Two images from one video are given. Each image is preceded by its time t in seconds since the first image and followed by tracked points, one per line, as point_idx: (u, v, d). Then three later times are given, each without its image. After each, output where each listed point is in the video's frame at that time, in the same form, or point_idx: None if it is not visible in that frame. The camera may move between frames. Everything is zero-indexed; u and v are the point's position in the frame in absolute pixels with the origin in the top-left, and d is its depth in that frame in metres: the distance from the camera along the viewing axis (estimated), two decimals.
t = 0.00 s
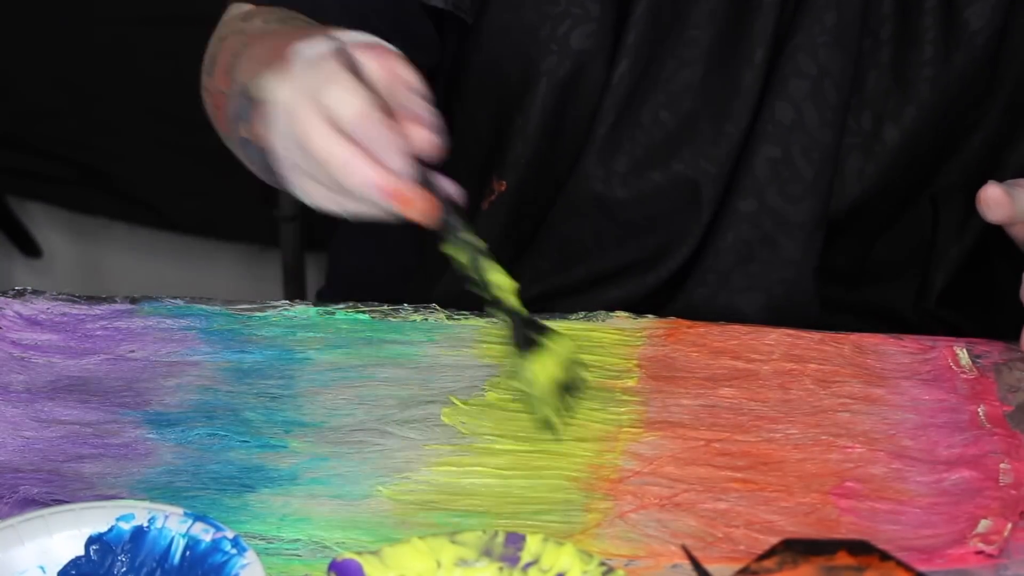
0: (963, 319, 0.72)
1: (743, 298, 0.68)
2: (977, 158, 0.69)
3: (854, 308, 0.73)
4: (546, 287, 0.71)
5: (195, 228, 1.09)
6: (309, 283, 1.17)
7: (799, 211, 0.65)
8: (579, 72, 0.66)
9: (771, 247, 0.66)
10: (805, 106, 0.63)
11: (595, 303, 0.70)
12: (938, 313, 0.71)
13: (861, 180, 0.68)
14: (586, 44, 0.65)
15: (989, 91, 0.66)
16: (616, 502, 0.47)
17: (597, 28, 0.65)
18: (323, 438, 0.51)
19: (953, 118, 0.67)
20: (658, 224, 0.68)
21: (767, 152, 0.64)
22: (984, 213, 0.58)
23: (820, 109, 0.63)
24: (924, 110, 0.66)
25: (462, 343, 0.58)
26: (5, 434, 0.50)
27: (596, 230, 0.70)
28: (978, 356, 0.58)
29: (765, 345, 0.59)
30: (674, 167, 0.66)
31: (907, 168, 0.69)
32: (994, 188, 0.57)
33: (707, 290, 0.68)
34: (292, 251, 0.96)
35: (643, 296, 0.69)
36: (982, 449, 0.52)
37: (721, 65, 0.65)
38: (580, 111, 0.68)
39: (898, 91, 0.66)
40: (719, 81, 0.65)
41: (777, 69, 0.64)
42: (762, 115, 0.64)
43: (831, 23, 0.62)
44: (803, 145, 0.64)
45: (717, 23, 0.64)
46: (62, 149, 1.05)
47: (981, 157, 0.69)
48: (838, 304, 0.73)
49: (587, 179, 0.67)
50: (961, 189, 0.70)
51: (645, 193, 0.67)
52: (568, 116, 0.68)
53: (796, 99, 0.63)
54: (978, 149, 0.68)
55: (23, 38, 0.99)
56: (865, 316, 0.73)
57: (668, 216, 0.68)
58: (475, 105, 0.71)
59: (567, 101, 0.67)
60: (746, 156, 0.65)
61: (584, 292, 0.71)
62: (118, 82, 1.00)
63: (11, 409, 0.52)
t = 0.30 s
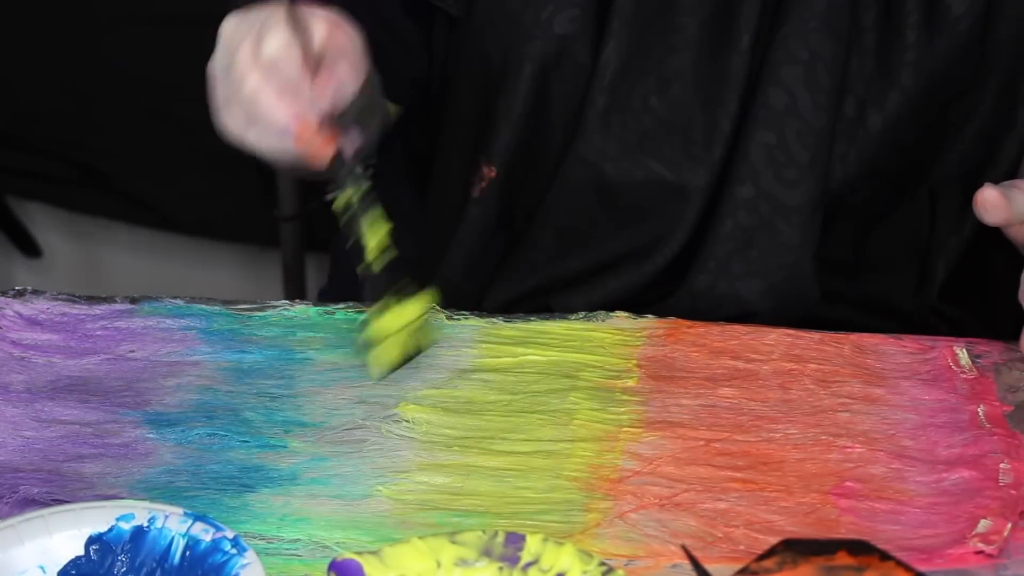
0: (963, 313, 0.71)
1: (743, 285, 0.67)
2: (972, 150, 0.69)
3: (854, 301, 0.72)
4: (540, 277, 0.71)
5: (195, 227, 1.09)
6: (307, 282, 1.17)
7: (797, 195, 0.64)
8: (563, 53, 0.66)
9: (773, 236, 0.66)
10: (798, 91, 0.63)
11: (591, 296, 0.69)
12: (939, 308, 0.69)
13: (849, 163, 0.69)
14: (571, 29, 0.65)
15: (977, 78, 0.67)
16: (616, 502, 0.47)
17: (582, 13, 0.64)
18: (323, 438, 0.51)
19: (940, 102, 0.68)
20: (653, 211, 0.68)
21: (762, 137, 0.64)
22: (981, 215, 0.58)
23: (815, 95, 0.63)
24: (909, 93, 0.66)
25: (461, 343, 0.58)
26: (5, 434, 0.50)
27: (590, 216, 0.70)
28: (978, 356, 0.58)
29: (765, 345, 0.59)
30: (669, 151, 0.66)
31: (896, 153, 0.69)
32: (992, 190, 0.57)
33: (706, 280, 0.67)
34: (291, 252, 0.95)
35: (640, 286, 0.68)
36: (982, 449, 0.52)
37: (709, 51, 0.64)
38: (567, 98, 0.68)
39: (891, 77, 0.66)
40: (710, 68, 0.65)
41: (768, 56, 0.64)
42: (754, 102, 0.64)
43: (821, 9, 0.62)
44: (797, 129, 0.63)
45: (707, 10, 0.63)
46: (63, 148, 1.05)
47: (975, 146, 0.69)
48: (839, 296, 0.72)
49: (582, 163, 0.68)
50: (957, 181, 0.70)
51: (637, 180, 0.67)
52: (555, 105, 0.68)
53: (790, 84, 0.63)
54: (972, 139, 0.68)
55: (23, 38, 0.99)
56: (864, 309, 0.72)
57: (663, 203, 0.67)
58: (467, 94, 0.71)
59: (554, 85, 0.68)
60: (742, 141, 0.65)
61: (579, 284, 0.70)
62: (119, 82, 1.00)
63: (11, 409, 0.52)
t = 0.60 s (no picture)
0: (964, 310, 0.70)
1: (743, 280, 0.67)
2: (974, 146, 0.69)
3: (854, 300, 0.72)
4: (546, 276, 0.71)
5: (195, 227, 1.09)
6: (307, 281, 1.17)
7: (797, 191, 0.65)
8: (571, 59, 0.65)
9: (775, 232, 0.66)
10: (801, 87, 0.63)
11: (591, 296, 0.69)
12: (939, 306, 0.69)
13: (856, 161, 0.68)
14: (578, 30, 0.64)
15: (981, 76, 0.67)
16: (616, 502, 0.47)
17: (591, 13, 0.64)
18: (323, 438, 0.51)
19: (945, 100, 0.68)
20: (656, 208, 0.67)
21: (765, 132, 0.64)
22: (982, 215, 0.58)
23: (817, 91, 0.63)
24: (916, 90, 0.66)
25: (460, 342, 0.58)
26: (5, 434, 0.50)
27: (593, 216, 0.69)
28: (978, 356, 0.58)
29: (765, 345, 0.59)
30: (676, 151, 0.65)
31: (901, 148, 0.69)
32: (993, 188, 0.57)
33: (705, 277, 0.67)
34: (291, 250, 0.96)
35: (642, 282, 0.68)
36: (982, 449, 0.52)
37: (714, 48, 0.65)
38: (573, 98, 0.67)
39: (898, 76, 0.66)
40: (714, 65, 0.65)
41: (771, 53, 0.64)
42: (758, 98, 0.64)
43: (824, 5, 0.62)
44: (799, 124, 0.63)
45: (710, 6, 0.64)
46: (63, 148, 1.05)
47: (978, 144, 0.68)
48: (839, 294, 0.73)
49: (583, 162, 0.66)
50: (960, 181, 0.69)
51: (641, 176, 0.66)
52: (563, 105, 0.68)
53: (793, 80, 0.63)
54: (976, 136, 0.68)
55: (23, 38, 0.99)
56: (866, 307, 0.72)
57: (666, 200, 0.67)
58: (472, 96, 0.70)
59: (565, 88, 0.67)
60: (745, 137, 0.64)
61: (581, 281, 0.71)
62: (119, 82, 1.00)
63: (11, 409, 0.52)
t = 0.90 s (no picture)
0: (962, 328, 0.71)
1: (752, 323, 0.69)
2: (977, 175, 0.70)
3: (854, 319, 0.73)
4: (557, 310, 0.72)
5: (196, 227, 1.09)
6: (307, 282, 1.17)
7: (804, 242, 0.67)
8: (587, 100, 0.65)
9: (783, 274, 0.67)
10: (813, 134, 0.64)
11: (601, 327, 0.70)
12: (933, 327, 0.71)
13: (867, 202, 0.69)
14: (594, 77, 0.65)
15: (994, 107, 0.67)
16: (618, 503, 0.47)
17: (604, 59, 0.64)
18: (324, 438, 0.51)
19: (957, 139, 0.68)
20: (669, 252, 0.69)
21: (776, 182, 0.65)
22: (984, 214, 0.58)
23: (827, 138, 0.64)
24: (929, 131, 0.66)
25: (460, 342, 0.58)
26: (5, 434, 0.50)
27: (604, 258, 0.69)
28: (978, 356, 0.58)
29: (765, 345, 0.59)
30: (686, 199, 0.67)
31: (912, 190, 0.70)
32: (995, 189, 0.57)
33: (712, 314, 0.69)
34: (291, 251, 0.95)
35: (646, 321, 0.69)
36: (982, 449, 0.52)
37: (727, 92, 0.65)
38: (586, 141, 0.67)
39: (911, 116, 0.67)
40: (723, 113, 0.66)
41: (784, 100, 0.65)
42: (770, 145, 0.65)
43: (838, 51, 0.63)
44: (810, 174, 0.65)
45: (722, 51, 0.65)
46: (63, 149, 1.05)
47: (980, 172, 0.70)
48: (839, 316, 0.73)
49: (598, 211, 0.67)
50: (959, 204, 0.70)
51: (653, 223, 0.67)
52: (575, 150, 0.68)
53: (804, 129, 0.64)
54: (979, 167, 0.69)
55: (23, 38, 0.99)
56: (868, 324, 0.73)
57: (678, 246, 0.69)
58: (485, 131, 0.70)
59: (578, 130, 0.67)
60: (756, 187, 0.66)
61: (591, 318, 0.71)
62: (119, 83, 1.00)
63: (11, 409, 0.52)
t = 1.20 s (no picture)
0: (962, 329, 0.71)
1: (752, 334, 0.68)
2: (980, 176, 0.70)
3: (855, 323, 0.72)
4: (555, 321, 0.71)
5: (194, 229, 1.09)
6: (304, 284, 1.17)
7: (805, 249, 0.66)
8: (592, 110, 0.65)
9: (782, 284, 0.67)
10: (812, 143, 0.64)
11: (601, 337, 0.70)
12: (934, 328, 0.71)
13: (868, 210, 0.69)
14: (596, 89, 0.65)
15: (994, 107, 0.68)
16: (621, 506, 0.47)
17: (606, 72, 0.65)
18: (325, 441, 0.51)
19: (959, 143, 0.69)
20: (670, 261, 0.69)
21: (774, 191, 0.65)
22: (985, 215, 0.58)
23: (827, 147, 0.65)
24: (929, 137, 0.67)
25: (459, 344, 0.58)
26: (5, 439, 0.50)
27: (604, 270, 0.69)
28: (979, 357, 0.58)
29: (766, 346, 0.59)
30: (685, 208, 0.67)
31: (915, 194, 0.70)
32: (996, 190, 0.57)
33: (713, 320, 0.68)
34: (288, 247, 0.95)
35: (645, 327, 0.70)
36: (984, 449, 0.52)
37: (727, 101, 0.66)
38: (586, 151, 0.67)
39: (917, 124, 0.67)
40: (724, 122, 0.66)
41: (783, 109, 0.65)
42: (768, 154, 0.66)
43: (836, 58, 0.63)
44: (809, 184, 0.65)
45: (723, 59, 0.65)
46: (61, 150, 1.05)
47: (983, 175, 0.70)
48: (840, 318, 0.72)
49: (597, 221, 0.68)
50: (959, 205, 0.71)
51: (653, 232, 0.68)
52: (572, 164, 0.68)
53: (803, 136, 0.64)
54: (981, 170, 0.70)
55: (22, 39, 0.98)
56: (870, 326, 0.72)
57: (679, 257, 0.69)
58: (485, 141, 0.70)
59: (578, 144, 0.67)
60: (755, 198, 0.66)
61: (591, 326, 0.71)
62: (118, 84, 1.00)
63: (11, 414, 0.52)
